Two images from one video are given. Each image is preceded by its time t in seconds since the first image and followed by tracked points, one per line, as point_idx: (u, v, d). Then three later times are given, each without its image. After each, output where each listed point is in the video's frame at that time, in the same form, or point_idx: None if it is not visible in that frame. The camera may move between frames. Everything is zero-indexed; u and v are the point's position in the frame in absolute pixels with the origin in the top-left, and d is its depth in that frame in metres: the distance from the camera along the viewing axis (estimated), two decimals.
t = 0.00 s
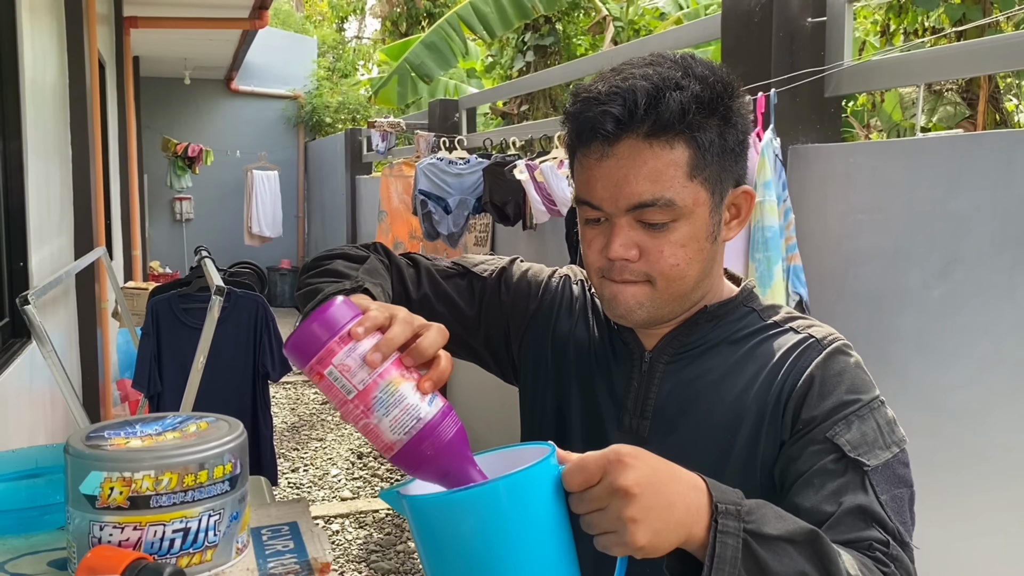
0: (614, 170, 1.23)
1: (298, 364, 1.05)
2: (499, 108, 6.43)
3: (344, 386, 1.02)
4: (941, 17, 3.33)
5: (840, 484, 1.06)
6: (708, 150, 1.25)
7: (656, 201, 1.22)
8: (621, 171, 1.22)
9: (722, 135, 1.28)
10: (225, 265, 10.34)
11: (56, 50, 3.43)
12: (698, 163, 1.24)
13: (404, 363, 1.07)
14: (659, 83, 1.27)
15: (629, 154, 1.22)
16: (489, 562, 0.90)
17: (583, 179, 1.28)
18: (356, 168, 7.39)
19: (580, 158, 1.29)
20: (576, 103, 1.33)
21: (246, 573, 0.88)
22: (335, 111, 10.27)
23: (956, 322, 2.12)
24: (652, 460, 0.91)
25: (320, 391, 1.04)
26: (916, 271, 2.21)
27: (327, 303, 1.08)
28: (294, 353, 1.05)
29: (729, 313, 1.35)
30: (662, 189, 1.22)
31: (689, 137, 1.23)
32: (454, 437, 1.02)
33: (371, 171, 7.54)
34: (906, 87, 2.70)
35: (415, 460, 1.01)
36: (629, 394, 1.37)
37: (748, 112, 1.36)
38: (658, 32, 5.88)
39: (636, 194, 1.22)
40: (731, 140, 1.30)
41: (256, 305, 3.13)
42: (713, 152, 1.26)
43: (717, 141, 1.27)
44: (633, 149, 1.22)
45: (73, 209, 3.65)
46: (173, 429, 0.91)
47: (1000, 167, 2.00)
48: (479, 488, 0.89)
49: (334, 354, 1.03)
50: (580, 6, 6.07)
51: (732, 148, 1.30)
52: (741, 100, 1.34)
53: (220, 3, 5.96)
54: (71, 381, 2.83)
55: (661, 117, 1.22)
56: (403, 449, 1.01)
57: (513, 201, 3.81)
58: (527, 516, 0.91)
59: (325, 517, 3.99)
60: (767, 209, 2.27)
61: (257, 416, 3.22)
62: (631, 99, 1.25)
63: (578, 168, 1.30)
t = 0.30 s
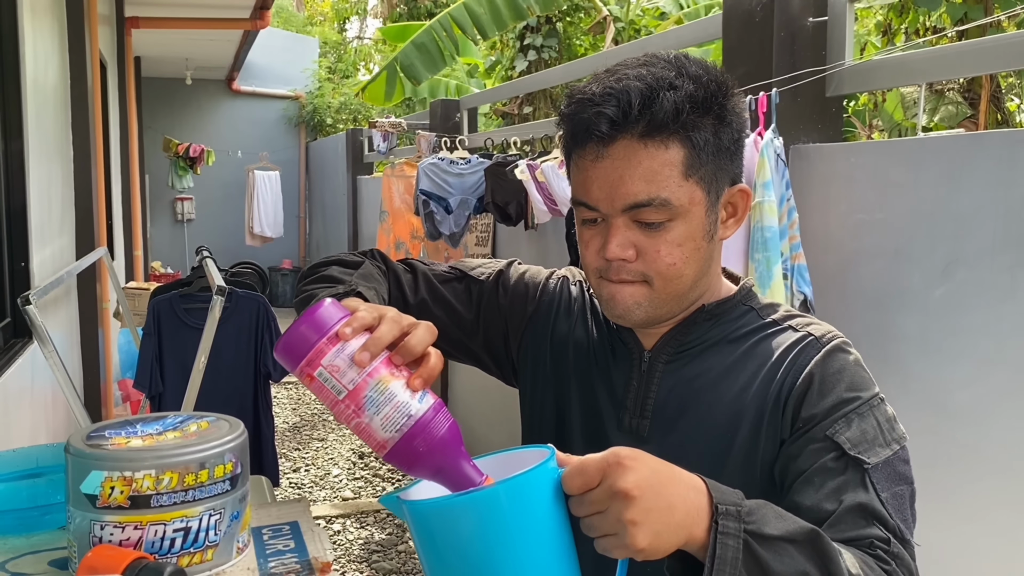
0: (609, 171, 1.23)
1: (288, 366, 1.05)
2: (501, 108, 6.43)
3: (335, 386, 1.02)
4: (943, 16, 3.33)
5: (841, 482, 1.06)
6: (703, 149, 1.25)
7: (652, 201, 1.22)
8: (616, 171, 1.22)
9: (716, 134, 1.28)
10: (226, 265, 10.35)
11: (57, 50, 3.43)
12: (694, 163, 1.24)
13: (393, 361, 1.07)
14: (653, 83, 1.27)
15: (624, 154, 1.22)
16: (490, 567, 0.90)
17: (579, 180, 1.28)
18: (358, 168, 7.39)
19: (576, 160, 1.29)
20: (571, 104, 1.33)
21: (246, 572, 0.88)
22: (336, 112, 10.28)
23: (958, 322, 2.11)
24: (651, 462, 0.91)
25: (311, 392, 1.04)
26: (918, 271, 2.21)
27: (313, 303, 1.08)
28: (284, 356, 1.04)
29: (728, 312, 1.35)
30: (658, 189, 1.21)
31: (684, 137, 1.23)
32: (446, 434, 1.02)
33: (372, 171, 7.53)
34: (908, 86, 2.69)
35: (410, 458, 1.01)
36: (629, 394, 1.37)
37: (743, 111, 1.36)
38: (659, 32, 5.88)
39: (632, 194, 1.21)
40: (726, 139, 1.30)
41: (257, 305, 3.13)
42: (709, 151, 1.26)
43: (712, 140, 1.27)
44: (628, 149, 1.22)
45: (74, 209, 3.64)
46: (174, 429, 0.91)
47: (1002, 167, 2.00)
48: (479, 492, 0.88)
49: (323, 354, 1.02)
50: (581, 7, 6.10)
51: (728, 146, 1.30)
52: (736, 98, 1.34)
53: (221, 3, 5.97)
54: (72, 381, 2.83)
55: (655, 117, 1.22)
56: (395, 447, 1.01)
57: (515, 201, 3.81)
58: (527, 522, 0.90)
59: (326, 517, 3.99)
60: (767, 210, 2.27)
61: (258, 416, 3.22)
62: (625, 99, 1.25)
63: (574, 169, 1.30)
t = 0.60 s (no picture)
0: (607, 169, 1.23)
1: (287, 366, 1.05)
2: (502, 108, 6.43)
3: (333, 385, 1.02)
4: (945, 16, 3.32)
5: (841, 481, 1.06)
6: (701, 148, 1.24)
7: (650, 200, 1.21)
8: (616, 170, 1.22)
9: (715, 133, 1.27)
10: (227, 265, 10.36)
11: (58, 50, 3.44)
12: (693, 162, 1.24)
13: (391, 360, 1.07)
14: (652, 83, 1.27)
15: (622, 154, 1.22)
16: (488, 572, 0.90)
17: (577, 181, 1.28)
18: (359, 168, 7.39)
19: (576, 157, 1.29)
20: (570, 104, 1.33)
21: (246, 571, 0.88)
22: (337, 112, 10.28)
23: (959, 323, 2.11)
24: (651, 462, 0.91)
25: (310, 391, 1.04)
26: (919, 271, 2.21)
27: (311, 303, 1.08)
28: (283, 355, 1.04)
29: (728, 311, 1.35)
30: (657, 188, 1.21)
31: (682, 136, 1.23)
32: (444, 433, 1.02)
33: (373, 171, 7.53)
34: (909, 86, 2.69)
35: (407, 456, 1.01)
36: (628, 393, 1.37)
37: (742, 109, 1.35)
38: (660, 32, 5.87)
39: (631, 194, 1.21)
40: (725, 137, 1.29)
41: (258, 305, 3.13)
42: (707, 150, 1.25)
43: (711, 139, 1.26)
44: (626, 149, 1.22)
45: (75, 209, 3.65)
46: (174, 428, 0.91)
47: (1003, 166, 2.00)
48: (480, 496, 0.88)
49: (321, 353, 1.03)
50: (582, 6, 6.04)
51: (726, 145, 1.30)
52: (735, 96, 1.33)
53: (222, 3, 5.97)
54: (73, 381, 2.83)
55: (653, 116, 1.22)
56: (394, 446, 1.01)
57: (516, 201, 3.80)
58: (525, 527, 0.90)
59: (327, 517, 4.00)
60: (767, 210, 2.28)
61: (259, 416, 3.22)
62: (624, 99, 1.25)
63: (574, 168, 1.30)
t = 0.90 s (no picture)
0: (612, 172, 1.26)
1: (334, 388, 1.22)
2: (505, 122, 6.46)
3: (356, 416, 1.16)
4: (946, 31, 3.34)
5: (830, 511, 1.11)
6: (706, 165, 1.28)
7: (648, 208, 1.25)
8: (620, 173, 1.25)
9: (722, 153, 1.31)
10: (230, 279, 10.39)
11: (66, 66, 3.48)
12: (695, 177, 1.27)
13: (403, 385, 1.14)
14: (666, 92, 1.29)
15: (629, 159, 1.25)
16: None
17: (580, 178, 1.31)
18: (362, 182, 7.42)
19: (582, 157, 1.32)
20: (583, 103, 1.35)
21: None
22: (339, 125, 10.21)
23: (961, 336, 2.12)
24: (681, 473, 0.97)
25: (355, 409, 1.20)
26: (921, 285, 2.22)
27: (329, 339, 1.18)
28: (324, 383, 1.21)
29: (712, 329, 1.35)
30: (656, 197, 1.25)
31: (689, 150, 1.27)
32: (462, 456, 1.10)
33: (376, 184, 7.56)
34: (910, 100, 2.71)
35: (430, 481, 1.09)
36: (612, 402, 1.37)
37: (752, 134, 1.39)
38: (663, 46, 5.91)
39: (630, 199, 1.25)
40: (731, 159, 1.32)
41: (263, 319, 3.15)
42: (711, 167, 1.29)
43: (717, 158, 1.30)
44: (633, 154, 1.25)
45: (81, 224, 3.68)
46: (184, 445, 0.92)
47: (1004, 180, 2.01)
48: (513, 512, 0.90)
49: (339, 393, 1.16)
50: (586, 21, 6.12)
51: (731, 167, 1.33)
52: (746, 119, 1.37)
53: (226, 18, 6.02)
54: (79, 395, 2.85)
55: (663, 126, 1.26)
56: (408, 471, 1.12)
57: (521, 214, 3.82)
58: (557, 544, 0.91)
59: (331, 531, 4.00)
60: (757, 222, 2.26)
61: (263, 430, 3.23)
62: (636, 104, 1.27)
63: (578, 166, 1.32)
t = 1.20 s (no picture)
0: (608, 170, 1.26)
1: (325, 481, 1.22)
2: (507, 122, 6.45)
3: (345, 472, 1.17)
4: (948, 31, 3.34)
5: (827, 510, 1.12)
6: (702, 166, 1.28)
7: (644, 205, 1.24)
8: (618, 171, 1.25)
9: (718, 155, 1.31)
10: (231, 280, 10.40)
11: (68, 67, 3.49)
12: (692, 177, 1.27)
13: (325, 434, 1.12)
14: (665, 92, 1.29)
15: (627, 158, 1.25)
16: None
17: (577, 175, 1.30)
18: (363, 182, 7.40)
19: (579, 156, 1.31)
20: (580, 102, 1.35)
21: None
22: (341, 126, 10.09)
23: (965, 337, 2.11)
24: (688, 471, 0.96)
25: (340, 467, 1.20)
26: (925, 286, 2.21)
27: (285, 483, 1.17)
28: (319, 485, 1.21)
29: (706, 327, 1.33)
30: (652, 195, 1.24)
31: (685, 150, 1.26)
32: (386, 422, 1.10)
33: (377, 185, 7.55)
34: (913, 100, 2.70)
35: (403, 446, 1.13)
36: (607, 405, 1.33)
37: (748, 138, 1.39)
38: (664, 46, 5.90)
39: (627, 197, 1.24)
40: (727, 162, 1.32)
41: (264, 320, 3.14)
42: (707, 168, 1.29)
43: (713, 160, 1.30)
44: (631, 154, 1.25)
45: (84, 225, 3.69)
46: (189, 447, 0.92)
47: (1008, 181, 2.01)
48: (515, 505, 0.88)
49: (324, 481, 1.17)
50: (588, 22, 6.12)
51: (727, 169, 1.33)
52: (742, 123, 1.37)
53: (228, 19, 6.02)
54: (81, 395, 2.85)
55: (663, 126, 1.26)
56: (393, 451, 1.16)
57: (523, 215, 3.83)
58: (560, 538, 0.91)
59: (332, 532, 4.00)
60: (766, 225, 2.25)
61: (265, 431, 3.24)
62: (635, 102, 1.27)
63: (575, 164, 1.32)
